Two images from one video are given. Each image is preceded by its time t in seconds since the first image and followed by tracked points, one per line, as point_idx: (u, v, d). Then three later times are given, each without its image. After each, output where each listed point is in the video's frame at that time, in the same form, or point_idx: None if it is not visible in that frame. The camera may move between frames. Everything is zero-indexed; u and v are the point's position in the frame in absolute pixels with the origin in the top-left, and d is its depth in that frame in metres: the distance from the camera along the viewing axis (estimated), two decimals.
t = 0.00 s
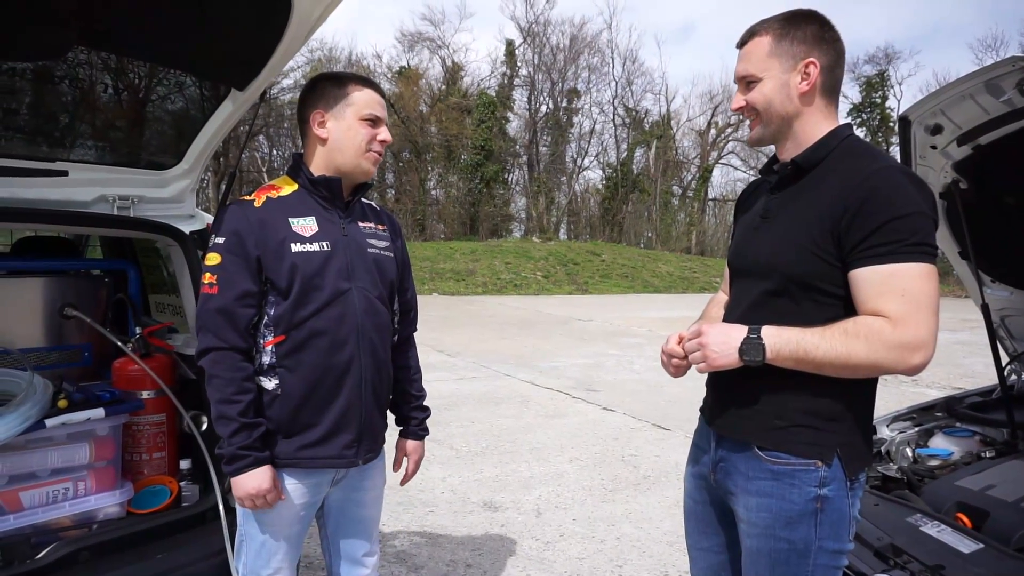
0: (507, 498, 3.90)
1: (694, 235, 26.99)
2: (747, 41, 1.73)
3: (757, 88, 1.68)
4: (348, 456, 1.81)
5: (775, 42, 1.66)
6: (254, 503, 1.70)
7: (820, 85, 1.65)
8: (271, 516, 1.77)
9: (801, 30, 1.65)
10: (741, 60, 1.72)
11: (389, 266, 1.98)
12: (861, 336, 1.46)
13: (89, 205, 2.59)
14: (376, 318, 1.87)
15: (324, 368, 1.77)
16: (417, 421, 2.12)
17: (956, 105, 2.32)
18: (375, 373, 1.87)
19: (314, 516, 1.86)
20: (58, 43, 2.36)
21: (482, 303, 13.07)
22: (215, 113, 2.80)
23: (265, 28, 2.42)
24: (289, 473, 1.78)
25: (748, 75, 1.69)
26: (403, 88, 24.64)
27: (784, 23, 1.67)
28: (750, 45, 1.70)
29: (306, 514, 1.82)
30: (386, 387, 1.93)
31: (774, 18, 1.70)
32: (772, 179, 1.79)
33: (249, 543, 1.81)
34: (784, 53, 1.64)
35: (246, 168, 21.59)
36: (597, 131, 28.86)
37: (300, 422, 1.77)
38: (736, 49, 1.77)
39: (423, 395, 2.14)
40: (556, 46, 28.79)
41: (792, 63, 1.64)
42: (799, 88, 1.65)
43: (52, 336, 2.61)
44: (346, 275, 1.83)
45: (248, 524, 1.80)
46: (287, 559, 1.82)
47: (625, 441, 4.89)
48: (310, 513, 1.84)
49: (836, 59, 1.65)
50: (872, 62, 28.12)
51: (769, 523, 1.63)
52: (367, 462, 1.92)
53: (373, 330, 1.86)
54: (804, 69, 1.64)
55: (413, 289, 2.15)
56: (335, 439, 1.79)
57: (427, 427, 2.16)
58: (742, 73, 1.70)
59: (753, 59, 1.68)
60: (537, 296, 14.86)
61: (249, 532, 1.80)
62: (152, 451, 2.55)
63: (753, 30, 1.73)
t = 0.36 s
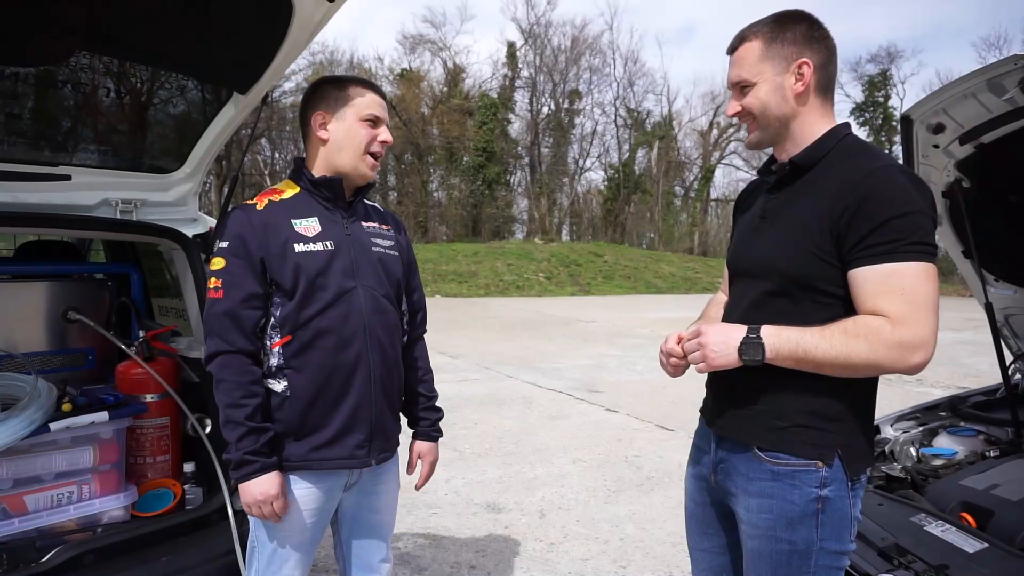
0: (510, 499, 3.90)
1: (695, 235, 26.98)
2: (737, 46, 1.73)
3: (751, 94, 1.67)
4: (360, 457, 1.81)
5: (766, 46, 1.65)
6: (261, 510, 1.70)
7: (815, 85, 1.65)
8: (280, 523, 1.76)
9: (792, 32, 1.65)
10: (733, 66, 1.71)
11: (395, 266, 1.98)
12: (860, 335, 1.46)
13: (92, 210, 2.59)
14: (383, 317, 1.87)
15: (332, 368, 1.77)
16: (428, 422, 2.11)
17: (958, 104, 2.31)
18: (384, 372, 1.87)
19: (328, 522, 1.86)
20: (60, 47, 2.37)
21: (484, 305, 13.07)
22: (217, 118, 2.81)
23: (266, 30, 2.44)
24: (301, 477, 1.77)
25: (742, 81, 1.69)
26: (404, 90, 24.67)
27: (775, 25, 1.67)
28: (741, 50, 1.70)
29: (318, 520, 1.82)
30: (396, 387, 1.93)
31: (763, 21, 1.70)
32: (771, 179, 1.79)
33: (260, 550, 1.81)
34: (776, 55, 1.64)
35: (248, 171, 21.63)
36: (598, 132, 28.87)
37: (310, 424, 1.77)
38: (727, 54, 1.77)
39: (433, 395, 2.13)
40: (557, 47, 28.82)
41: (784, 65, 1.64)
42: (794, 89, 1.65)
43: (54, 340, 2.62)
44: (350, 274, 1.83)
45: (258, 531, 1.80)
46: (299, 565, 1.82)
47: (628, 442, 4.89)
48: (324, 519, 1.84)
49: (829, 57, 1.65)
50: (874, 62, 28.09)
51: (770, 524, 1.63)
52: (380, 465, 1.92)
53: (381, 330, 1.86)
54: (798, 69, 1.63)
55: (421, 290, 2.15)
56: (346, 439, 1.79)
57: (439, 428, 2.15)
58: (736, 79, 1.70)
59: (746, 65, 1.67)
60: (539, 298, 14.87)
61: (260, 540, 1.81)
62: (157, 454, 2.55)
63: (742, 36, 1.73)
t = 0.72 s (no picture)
0: (510, 499, 3.90)
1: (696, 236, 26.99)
2: (740, 41, 1.73)
3: (751, 89, 1.68)
4: (367, 458, 1.81)
5: (769, 42, 1.65)
6: (259, 516, 1.69)
7: (815, 85, 1.65)
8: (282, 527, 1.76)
9: (794, 29, 1.65)
10: (735, 60, 1.71)
11: (401, 265, 1.98)
12: (859, 336, 1.46)
13: (93, 210, 2.58)
14: (388, 316, 1.87)
15: (336, 368, 1.78)
16: (439, 425, 2.10)
17: (959, 104, 2.31)
18: (390, 372, 1.87)
19: (339, 527, 1.85)
20: (62, 47, 2.37)
21: (485, 306, 13.08)
22: (219, 118, 2.82)
23: (267, 31, 2.44)
24: (308, 480, 1.78)
25: (742, 76, 1.69)
26: (405, 91, 24.65)
27: (777, 22, 1.67)
28: (743, 45, 1.70)
29: (326, 527, 1.81)
30: (402, 387, 1.93)
31: (768, 17, 1.70)
32: (770, 178, 1.79)
33: (268, 557, 1.81)
34: (779, 52, 1.64)
35: (249, 171, 21.64)
36: (600, 133, 28.88)
37: (315, 425, 1.78)
38: (729, 49, 1.77)
39: (444, 397, 2.12)
40: (559, 48, 28.83)
41: (786, 62, 1.64)
42: (794, 88, 1.65)
43: (54, 340, 2.62)
44: (354, 273, 1.83)
45: (265, 539, 1.81)
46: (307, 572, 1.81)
47: (629, 442, 4.89)
48: (333, 525, 1.83)
49: (831, 57, 1.65)
50: (876, 62, 28.07)
51: (770, 525, 1.63)
52: (390, 467, 1.91)
53: (386, 329, 1.86)
54: (799, 68, 1.63)
55: (429, 290, 2.15)
56: (352, 440, 1.79)
57: (452, 432, 2.13)
58: (737, 74, 1.70)
59: (748, 59, 1.68)
60: (540, 299, 14.87)
61: (268, 546, 1.81)
62: (157, 454, 2.56)
63: (746, 30, 1.73)
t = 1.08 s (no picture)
0: (508, 494, 3.90)
1: (693, 230, 27.02)
2: (738, 33, 1.72)
3: (749, 82, 1.67)
4: (369, 453, 1.81)
5: (767, 34, 1.65)
6: (262, 511, 1.69)
7: (813, 78, 1.64)
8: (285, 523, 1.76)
9: (793, 22, 1.64)
10: (733, 52, 1.70)
11: (402, 259, 1.98)
12: (856, 328, 1.46)
13: (89, 203, 2.58)
14: (390, 310, 1.87)
15: (339, 363, 1.77)
16: (441, 420, 2.09)
17: (958, 97, 2.31)
18: (392, 367, 1.87)
19: (341, 522, 1.85)
20: (56, 40, 2.35)
21: (482, 301, 13.07)
22: (215, 111, 2.81)
23: (263, 24, 2.42)
24: (313, 475, 1.77)
25: (739, 68, 1.68)
26: (402, 85, 24.53)
27: (777, 14, 1.66)
28: (742, 37, 1.69)
29: (328, 522, 1.81)
30: (404, 381, 1.92)
31: (767, 9, 1.69)
32: (767, 171, 1.79)
33: (269, 553, 1.81)
34: (776, 45, 1.64)
35: (245, 166, 21.56)
36: (597, 127, 28.83)
37: (317, 420, 1.77)
38: (728, 41, 1.77)
39: (444, 393, 2.12)
40: (556, 43, 28.76)
41: (784, 55, 1.63)
42: (792, 81, 1.64)
43: (49, 335, 2.60)
44: (356, 267, 1.82)
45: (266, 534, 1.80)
46: (309, 567, 1.81)
47: (626, 436, 4.89)
48: (335, 520, 1.83)
49: (829, 50, 1.64)
50: (872, 57, 28.06)
51: (768, 518, 1.63)
52: (392, 462, 1.91)
53: (388, 323, 1.86)
54: (797, 61, 1.63)
55: (429, 284, 2.15)
56: (355, 435, 1.79)
57: (452, 427, 2.13)
58: (735, 66, 1.69)
59: (745, 52, 1.67)
60: (537, 293, 14.87)
61: (269, 542, 1.80)
62: (154, 449, 2.55)
63: (744, 22, 1.73)
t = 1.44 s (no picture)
0: (507, 495, 3.89)
1: (692, 231, 27.03)
2: (739, 33, 1.72)
3: (748, 82, 1.67)
4: (364, 456, 1.80)
5: (767, 35, 1.64)
6: (270, 506, 1.70)
7: (813, 78, 1.64)
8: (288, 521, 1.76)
9: (794, 22, 1.63)
10: (734, 52, 1.70)
11: (399, 261, 1.97)
12: (856, 330, 1.45)
13: (87, 205, 2.56)
14: (387, 313, 1.86)
15: (337, 366, 1.76)
16: (432, 420, 2.09)
17: (958, 98, 2.31)
18: (389, 369, 1.87)
19: (332, 520, 1.85)
20: (54, 41, 2.35)
21: (480, 302, 13.06)
22: (214, 111, 2.80)
23: (261, 25, 2.42)
24: (308, 475, 1.77)
25: (739, 69, 1.68)
26: (400, 86, 24.48)
27: (777, 15, 1.66)
28: (742, 38, 1.69)
29: (322, 518, 1.81)
30: (400, 384, 1.92)
31: (767, 9, 1.69)
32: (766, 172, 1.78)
33: (263, 549, 1.79)
34: (777, 46, 1.63)
35: (244, 167, 21.53)
36: (595, 128, 28.82)
37: (313, 422, 1.77)
38: (728, 41, 1.76)
39: (438, 393, 2.12)
40: (554, 44, 28.74)
41: (784, 56, 1.63)
42: (792, 82, 1.64)
43: (49, 336, 2.59)
44: (355, 270, 1.82)
45: (261, 529, 1.78)
46: (301, 564, 1.80)
47: (625, 438, 4.88)
48: (326, 518, 1.82)
49: (830, 51, 1.64)
50: (870, 58, 28.03)
51: (768, 521, 1.63)
52: (386, 463, 1.91)
53: (385, 326, 1.85)
54: (797, 62, 1.62)
55: (425, 286, 2.14)
56: (351, 438, 1.79)
57: (444, 427, 2.13)
58: (735, 66, 1.69)
59: (745, 52, 1.67)
60: (535, 294, 14.86)
61: (262, 537, 1.79)
62: (152, 451, 2.54)
63: (744, 23, 1.72)
